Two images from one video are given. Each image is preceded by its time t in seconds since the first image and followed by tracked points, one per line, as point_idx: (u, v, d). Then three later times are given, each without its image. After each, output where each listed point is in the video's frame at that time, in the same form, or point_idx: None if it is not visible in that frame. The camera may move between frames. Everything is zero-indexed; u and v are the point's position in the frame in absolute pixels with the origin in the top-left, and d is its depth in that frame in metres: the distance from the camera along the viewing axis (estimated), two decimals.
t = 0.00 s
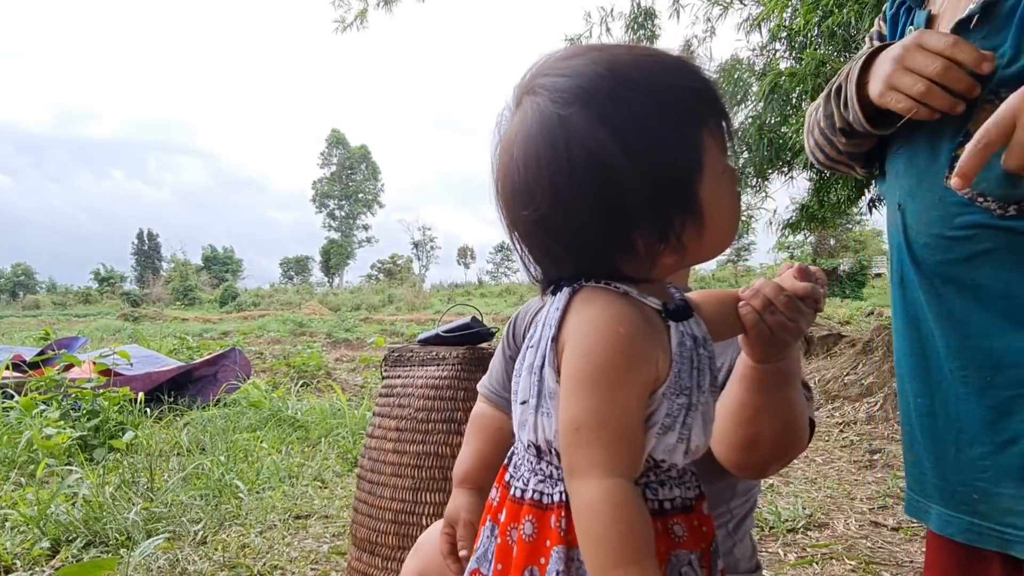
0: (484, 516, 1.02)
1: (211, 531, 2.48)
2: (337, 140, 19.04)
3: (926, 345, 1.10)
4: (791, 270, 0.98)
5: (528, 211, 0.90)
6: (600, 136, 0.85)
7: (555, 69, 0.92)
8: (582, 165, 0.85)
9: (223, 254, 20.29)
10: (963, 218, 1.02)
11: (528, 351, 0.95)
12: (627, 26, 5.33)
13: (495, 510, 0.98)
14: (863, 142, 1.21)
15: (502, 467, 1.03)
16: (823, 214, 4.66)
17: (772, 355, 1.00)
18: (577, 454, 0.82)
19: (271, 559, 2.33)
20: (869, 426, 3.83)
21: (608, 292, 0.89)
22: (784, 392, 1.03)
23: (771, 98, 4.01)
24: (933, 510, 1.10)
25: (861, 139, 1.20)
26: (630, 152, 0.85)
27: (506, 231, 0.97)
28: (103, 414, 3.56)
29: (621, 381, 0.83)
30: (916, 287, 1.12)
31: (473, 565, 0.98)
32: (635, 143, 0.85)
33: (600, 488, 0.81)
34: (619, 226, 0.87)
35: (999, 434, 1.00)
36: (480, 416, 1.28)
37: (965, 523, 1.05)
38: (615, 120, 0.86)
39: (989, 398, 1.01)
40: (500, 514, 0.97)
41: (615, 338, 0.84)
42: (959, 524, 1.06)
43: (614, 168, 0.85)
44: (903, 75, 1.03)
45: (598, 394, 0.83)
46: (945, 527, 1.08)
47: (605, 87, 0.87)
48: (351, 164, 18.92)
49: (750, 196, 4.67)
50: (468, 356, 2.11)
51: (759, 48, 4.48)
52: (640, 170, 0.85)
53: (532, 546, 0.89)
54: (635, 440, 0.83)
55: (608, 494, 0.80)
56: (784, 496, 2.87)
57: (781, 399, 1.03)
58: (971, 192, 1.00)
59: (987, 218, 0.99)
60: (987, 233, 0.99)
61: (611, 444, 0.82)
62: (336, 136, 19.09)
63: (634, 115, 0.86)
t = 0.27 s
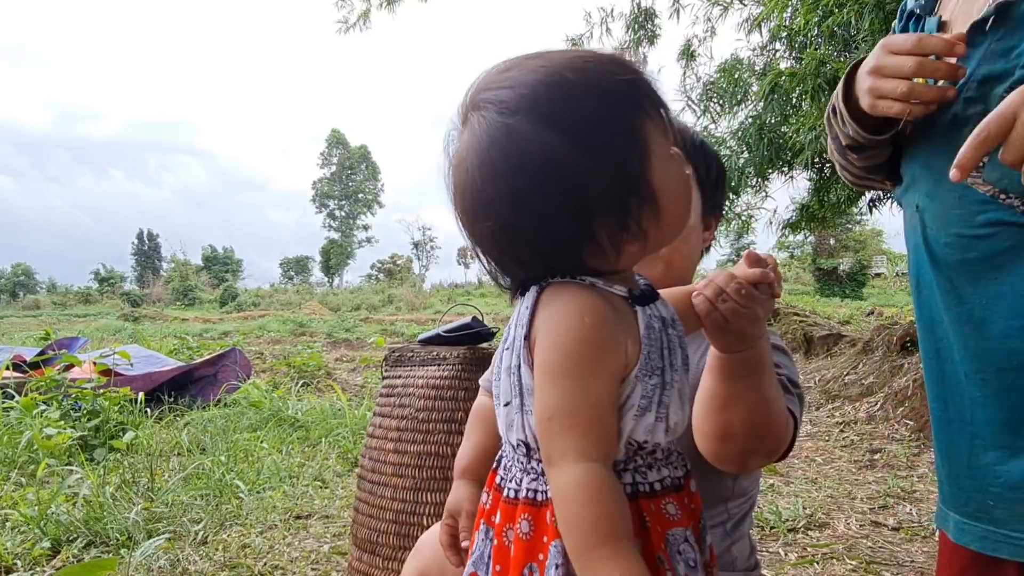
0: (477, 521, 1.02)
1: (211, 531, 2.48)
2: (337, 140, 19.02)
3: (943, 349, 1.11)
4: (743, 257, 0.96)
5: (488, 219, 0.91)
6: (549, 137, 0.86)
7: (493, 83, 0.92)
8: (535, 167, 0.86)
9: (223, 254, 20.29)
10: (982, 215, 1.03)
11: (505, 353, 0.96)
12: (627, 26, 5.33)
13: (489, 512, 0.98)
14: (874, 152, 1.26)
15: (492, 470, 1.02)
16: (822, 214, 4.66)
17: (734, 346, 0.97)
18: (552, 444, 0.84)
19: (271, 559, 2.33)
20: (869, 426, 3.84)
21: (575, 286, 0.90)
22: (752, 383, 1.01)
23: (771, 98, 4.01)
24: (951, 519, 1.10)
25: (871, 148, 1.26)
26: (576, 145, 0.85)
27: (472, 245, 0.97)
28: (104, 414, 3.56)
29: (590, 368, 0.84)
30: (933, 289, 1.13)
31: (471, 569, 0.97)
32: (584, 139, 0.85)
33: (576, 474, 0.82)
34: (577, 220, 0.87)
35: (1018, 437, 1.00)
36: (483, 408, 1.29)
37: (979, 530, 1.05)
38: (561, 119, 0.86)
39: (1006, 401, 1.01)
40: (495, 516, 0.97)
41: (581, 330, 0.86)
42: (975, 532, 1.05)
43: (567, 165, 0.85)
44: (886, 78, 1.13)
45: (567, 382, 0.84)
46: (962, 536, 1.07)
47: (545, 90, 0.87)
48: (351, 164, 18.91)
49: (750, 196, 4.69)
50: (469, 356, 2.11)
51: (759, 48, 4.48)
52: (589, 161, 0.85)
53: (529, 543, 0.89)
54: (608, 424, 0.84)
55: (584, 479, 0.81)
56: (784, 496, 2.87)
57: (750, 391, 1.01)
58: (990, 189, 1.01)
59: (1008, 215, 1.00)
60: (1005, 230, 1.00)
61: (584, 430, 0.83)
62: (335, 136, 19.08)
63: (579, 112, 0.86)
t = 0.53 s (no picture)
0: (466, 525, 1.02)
1: (210, 532, 2.48)
2: (337, 141, 19.02)
3: (1003, 361, 1.05)
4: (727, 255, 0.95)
5: (451, 225, 0.93)
6: (498, 140, 0.87)
7: (450, 96, 0.95)
8: (487, 170, 0.88)
9: (223, 254, 20.28)
10: None
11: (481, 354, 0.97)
12: (627, 27, 5.33)
13: (475, 514, 0.98)
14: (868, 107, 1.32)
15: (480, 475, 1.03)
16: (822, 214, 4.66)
17: (720, 344, 0.97)
18: (524, 433, 0.84)
19: (271, 560, 2.33)
20: (869, 426, 3.84)
21: (544, 284, 0.90)
22: (739, 382, 1.01)
23: (770, 98, 4.01)
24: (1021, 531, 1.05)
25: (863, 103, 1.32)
26: (527, 146, 0.86)
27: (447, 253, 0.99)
28: (103, 415, 3.55)
29: (558, 357, 0.85)
30: (991, 300, 1.07)
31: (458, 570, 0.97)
32: (531, 140, 0.86)
33: (548, 460, 0.82)
34: (534, 219, 0.88)
35: None
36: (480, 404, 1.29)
37: None
38: (510, 123, 0.88)
39: None
40: (480, 516, 0.97)
41: (546, 321, 0.86)
42: None
43: (516, 166, 0.86)
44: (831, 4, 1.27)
45: (535, 373, 0.84)
46: None
47: (494, 96, 0.89)
48: (350, 164, 18.90)
49: (750, 197, 4.71)
50: (467, 357, 2.11)
51: (758, 49, 4.48)
52: (538, 161, 0.86)
53: (509, 539, 0.89)
54: (579, 412, 0.84)
55: (556, 465, 0.81)
56: (784, 496, 2.87)
57: (738, 390, 1.01)
58: None
59: None
60: None
61: (554, 418, 0.83)
62: (335, 137, 19.08)
63: (526, 114, 0.87)
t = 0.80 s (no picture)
0: (461, 535, 1.01)
1: (209, 533, 2.48)
2: (336, 141, 19.01)
3: None
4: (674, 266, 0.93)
5: (437, 217, 0.93)
6: (487, 136, 0.88)
7: (441, 93, 0.96)
8: (475, 166, 0.88)
9: (222, 255, 20.27)
10: None
11: (476, 356, 0.96)
12: (626, 27, 5.33)
13: (476, 523, 0.97)
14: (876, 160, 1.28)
15: (471, 484, 1.02)
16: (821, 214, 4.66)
17: (678, 354, 0.96)
18: (527, 431, 0.84)
19: (269, 562, 2.33)
20: (868, 427, 3.84)
21: (542, 282, 0.90)
22: (707, 391, 0.99)
23: (769, 99, 4.00)
24: None
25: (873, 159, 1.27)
26: (516, 144, 0.88)
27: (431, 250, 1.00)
28: (102, 416, 3.55)
29: (559, 353, 0.84)
30: None
31: None
32: (520, 137, 0.88)
33: (550, 457, 0.81)
34: (519, 216, 0.89)
35: None
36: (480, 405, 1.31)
37: None
38: (501, 120, 0.89)
39: None
40: (483, 524, 0.96)
41: (548, 316, 0.86)
42: None
43: (504, 163, 0.87)
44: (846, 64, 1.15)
45: (537, 370, 0.84)
46: None
47: (486, 94, 0.91)
48: (350, 165, 18.88)
49: (749, 197, 4.72)
50: (465, 358, 2.11)
51: (757, 49, 4.48)
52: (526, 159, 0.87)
53: (523, 544, 0.89)
54: (583, 409, 0.84)
55: (559, 461, 0.81)
56: (783, 497, 2.87)
57: (703, 399, 0.99)
58: None
59: None
60: None
61: (558, 415, 0.83)
62: (334, 137, 19.08)
63: (515, 112, 0.89)
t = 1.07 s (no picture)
0: (467, 535, 1.01)
1: (207, 534, 2.48)
2: (336, 142, 19.00)
3: None
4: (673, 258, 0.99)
5: (446, 179, 0.94)
6: (513, 113, 0.87)
7: (495, 55, 0.95)
8: (490, 138, 0.88)
9: (220, 255, 20.27)
10: None
11: (485, 363, 0.95)
12: (626, 27, 5.34)
13: (483, 526, 0.97)
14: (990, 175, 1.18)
15: (478, 485, 1.02)
16: (819, 214, 4.67)
17: (678, 344, 0.99)
18: (561, 446, 0.82)
19: (268, 563, 2.33)
20: (866, 427, 3.84)
21: (550, 289, 0.89)
22: (709, 379, 1.01)
23: (768, 99, 4.01)
24: None
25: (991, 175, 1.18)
26: (535, 131, 0.87)
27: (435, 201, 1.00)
28: (100, 417, 3.55)
29: (582, 366, 0.83)
30: None
31: None
32: (542, 126, 0.87)
33: (594, 472, 0.81)
34: (518, 205, 0.89)
35: None
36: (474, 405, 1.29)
37: None
38: (531, 102, 0.88)
39: None
40: (489, 528, 0.96)
41: (567, 328, 0.84)
42: None
43: (518, 145, 0.87)
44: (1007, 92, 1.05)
45: (562, 384, 0.83)
46: None
47: (526, 71, 0.90)
48: (349, 165, 18.87)
49: (748, 197, 4.73)
50: (464, 359, 2.11)
51: (755, 49, 4.49)
52: (538, 150, 0.86)
53: (527, 550, 0.90)
54: (610, 418, 0.84)
55: (604, 475, 0.80)
56: (782, 497, 2.87)
57: (705, 386, 1.02)
58: None
59: None
60: None
61: (592, 428, 0.82)
62: (334, 137, 19.08)
63: (549, 101, 0.88)
